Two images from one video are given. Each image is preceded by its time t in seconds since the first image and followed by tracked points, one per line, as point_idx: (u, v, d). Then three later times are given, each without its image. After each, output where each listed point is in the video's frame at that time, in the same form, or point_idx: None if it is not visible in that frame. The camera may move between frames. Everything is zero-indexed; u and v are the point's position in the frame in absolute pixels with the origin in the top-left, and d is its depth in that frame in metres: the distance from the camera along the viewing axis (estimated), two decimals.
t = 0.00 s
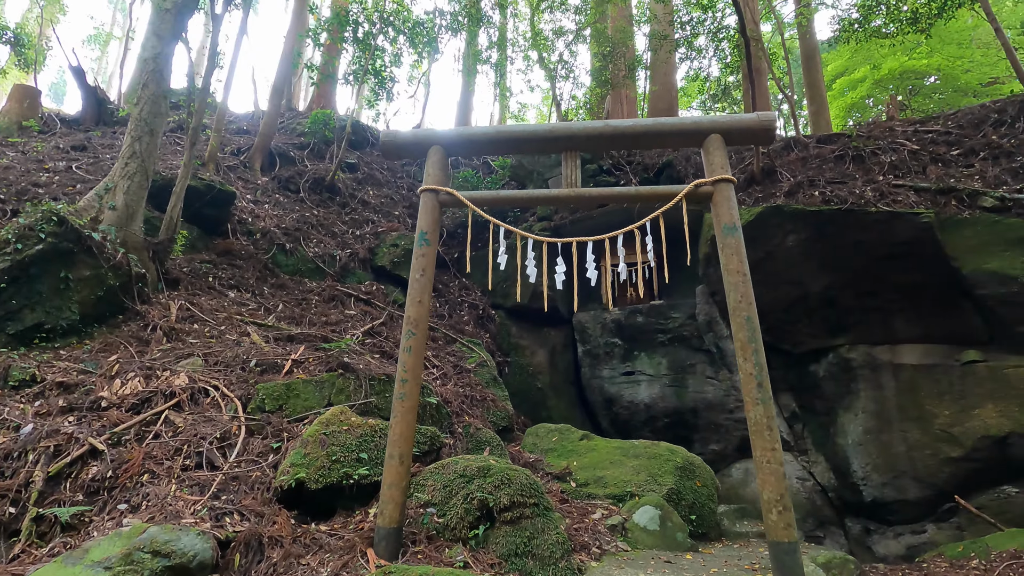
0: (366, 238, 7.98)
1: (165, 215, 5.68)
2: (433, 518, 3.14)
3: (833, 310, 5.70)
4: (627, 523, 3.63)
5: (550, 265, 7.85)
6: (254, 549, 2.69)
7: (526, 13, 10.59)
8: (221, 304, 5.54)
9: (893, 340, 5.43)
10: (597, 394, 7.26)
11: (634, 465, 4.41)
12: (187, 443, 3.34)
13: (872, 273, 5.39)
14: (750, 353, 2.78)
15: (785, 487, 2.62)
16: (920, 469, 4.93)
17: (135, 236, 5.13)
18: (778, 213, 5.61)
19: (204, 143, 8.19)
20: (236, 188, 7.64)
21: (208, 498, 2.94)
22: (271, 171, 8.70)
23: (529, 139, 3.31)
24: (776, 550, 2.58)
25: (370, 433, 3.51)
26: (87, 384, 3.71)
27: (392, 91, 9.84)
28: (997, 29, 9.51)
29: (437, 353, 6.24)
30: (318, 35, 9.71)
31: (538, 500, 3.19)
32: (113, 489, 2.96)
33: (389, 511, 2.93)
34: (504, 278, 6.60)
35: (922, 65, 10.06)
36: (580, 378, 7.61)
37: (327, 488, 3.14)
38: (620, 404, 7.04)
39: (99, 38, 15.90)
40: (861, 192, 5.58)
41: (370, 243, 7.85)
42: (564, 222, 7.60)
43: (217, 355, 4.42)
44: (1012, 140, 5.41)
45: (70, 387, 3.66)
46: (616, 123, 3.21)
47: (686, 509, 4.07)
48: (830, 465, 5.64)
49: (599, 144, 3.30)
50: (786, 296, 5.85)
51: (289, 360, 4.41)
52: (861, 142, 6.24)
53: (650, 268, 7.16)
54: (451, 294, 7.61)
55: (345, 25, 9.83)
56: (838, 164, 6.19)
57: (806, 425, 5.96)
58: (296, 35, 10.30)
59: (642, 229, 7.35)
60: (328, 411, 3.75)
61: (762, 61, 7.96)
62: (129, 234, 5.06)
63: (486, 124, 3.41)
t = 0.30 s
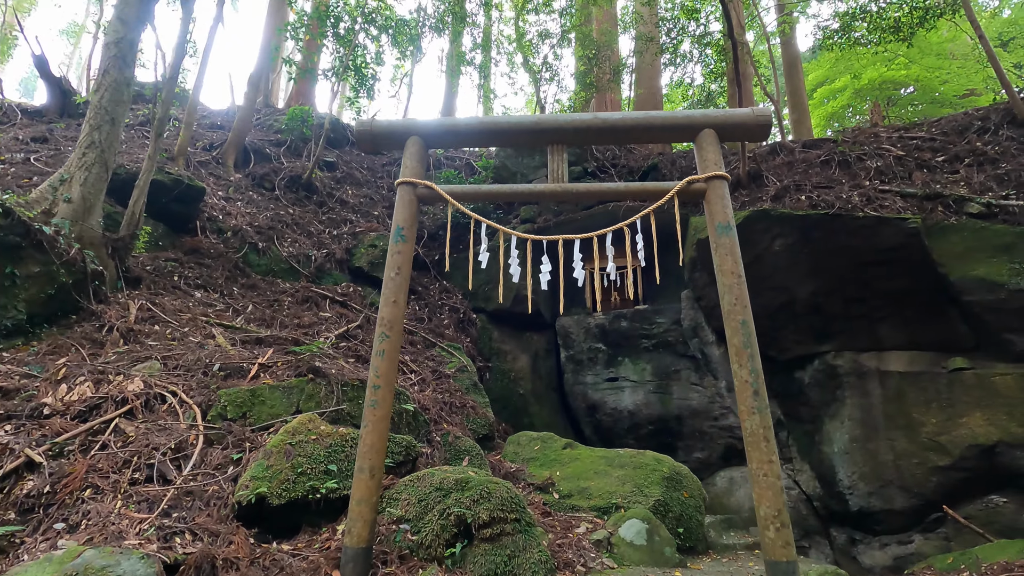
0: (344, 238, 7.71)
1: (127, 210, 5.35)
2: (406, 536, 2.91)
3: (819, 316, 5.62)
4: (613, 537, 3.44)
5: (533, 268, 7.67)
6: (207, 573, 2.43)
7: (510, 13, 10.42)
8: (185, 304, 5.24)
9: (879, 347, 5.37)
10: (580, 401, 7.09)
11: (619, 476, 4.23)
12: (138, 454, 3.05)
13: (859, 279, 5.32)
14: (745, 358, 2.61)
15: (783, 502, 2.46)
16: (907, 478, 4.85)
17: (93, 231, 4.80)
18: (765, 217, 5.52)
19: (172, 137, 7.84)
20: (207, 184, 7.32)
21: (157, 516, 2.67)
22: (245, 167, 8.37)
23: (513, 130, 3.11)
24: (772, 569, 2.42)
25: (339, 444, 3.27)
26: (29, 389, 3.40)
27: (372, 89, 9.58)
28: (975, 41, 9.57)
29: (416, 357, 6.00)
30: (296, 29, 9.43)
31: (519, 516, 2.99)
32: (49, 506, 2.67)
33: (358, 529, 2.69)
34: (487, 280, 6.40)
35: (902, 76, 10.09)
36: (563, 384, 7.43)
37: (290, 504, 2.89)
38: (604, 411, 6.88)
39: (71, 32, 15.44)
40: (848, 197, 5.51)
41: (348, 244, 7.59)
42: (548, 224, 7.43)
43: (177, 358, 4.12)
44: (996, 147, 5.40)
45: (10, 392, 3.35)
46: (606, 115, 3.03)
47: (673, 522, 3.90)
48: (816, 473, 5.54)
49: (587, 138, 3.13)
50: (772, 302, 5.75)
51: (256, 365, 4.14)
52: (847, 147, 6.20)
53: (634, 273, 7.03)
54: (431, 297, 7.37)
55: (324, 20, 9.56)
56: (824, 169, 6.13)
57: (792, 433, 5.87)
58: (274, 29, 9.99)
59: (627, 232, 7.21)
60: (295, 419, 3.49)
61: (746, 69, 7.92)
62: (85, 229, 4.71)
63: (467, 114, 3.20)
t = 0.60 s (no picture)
0: (324, 245, 7.48)
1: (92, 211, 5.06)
2: (381, 563, 2.68)
3: (810, 327, 5.52)
4: (602, 560, 3.24)
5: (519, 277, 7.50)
6: None
7: (497, 21, 10.31)
8: (153, 311, 4.96)
9: (871, 359, 5.28)
10: (567, 414, 6.91)
11: (608, 493, 4.04)
12: (88, 473, 2.79)
13: (851, 290, 5.23)
14: (745, 371, 2.46)
15: (786, 525, 2.30)
16: (901, 494, 4.73)
17: (54, 232, 4.50)
18: (756, 227, 5.44)
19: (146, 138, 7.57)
20: (182, 187, 7.05)
21: (103, 543, 2.42)
22: (223, 171, 8.10)
23: (500, 129, 2.95)
24: None
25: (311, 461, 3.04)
26: None
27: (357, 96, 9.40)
28: (955, 58, 9.66)
29: (397, 368, 5.77)
30: (278, 31, 9.21)
31: (504, 539, 2.80)
32: None
33: (328, 556, 2.47)
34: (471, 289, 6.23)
35: (885, 91, 10.13)
36: (549, 396, 7.24)
37: (254, 528, 2.65)
38: (591, 424, 6.70)
39: (51, 35, 15.15)
40: (838, 207, 5.45)
41: (329, 250, 7.36)
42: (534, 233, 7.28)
43: (140, 368, 3.85)
44: (984, 159, 5.40)
45: None
46: (597, 114, 2.89)
47: (665, 542, 3.71)
48: (807, 489, 5.42)
49: (577, 137, 2.98)
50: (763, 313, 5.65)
51: (225, 375, 3.89)
52: (836, 158, 6.17)
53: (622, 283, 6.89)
54: (414, 306, 7.15)
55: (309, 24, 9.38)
56: (814, 179, 6.08)
57: (782, 447, 5.74)
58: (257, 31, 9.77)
59: (615, 241, 7.09)
60: (264, 434, 3.26)
61: (735, 80, 7.90)
62: (45, 230, 4.42)
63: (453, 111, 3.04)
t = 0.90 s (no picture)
0: (306, 256, 7.25)
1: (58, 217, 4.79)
2: None
3: (803, 344, 5.40)
4: None
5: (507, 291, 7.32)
6: None
7: (485, 34, 10.27)
8: (119, 322, 4.69)
9: (865, 377, 5.17)
10: (555, 432, 6.69)
11: (600, 518, 3.84)
12: (28, 500, 2.52)
13: (845, 305, 5.12)
14: (749, 390, 2.30)
15: (795, 557, 2.13)
16: (899, 517, 4.58)
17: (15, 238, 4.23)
18: (748, 241, 5.34)
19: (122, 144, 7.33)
20: (158, 196, 6.81)
21: None
22: (202, 180, 7.85)
23: (488, 131, 2.80)
24: None
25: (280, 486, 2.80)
26: None
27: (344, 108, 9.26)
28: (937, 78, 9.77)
29: (379, 384, 5.53)
30: (263, 39, 9.02)
31: (490, 571, 2.59)
32: None
33: None
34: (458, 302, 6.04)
35: (870, 110, 10.14)
36: (537, 414, 7.02)
37: (213, 562, 2.40)
38: (580, 443, 6.47)
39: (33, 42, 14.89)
40: (831, 222, 5.38)
41: (311, 262, 7.13)
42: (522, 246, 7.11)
43: (99, 383, 3.58)
44: (974, 175, 5.39)
45: None
46: (590, 117, 2.75)
47: (659, 570, 3.50)
48: (803, 511, 5.24)
49: (569, 142, 2.83)
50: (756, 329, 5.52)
51: (191, 392, 3.63)
52: (827, 173, 6.12)
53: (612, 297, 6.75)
54: (398, 319, 6.93)
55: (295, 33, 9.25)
56: (805, 194, 6.01)
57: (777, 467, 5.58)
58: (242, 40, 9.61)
59: (605, 255, 6.96)
60: (230, 456, 3.01)
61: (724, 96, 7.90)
62: (3, 235, 4.12)
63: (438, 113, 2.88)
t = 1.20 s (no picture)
0: (289, 272, 7.01)
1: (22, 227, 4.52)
2: None
3: (800, 366, 5.25)
4: None
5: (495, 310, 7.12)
6: None
7: (476, 53, 10.25)
8: (84, 340, 4.42)
9: (863, 401, 5.02)
10: (544, 456, 6.44)
11: (592, 551, 3.61)
12: None
13: (841, 326, 4.99)
14: (757, 416, 2.12)
15: None
16: (903, 547, 4.39)
17: None
18: (742, 260, 5.22)
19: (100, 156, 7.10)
20: (135, 208, 6.56)
21: None
22: (182, 193, 7.61)
23: (477, 139, 2.65)
24: None
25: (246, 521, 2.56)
26: None
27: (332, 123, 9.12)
28: (921, 103, 9.84)
29: (361, 406, 5.27)
30: (250, 53, 8.90)
31: None
32: None
33: None
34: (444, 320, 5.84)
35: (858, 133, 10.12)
36: (526, 437, 6.77)
37: None
38: (570, 467, 6.22)
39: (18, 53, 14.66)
40: (826, 241, 5.28)
41: (293, 278, 6.89)
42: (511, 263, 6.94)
43: (53, 406, 3.30)
44: (968, 197, 5.35)
45: None
46: (585, 126, 2.62)
47: None
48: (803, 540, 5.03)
49: (563, 151, 2.69)
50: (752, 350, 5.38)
51: (155, 416, 3.36)
52: (820, 193, 6.06)
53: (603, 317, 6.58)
54: (383, 338, 6.69)
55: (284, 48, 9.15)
56: (799, 214, 5.94)
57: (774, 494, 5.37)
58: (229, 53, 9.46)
59: (596, 273, 6.82)
60: (192, 487, 2.75)
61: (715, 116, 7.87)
62: None
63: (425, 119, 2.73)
